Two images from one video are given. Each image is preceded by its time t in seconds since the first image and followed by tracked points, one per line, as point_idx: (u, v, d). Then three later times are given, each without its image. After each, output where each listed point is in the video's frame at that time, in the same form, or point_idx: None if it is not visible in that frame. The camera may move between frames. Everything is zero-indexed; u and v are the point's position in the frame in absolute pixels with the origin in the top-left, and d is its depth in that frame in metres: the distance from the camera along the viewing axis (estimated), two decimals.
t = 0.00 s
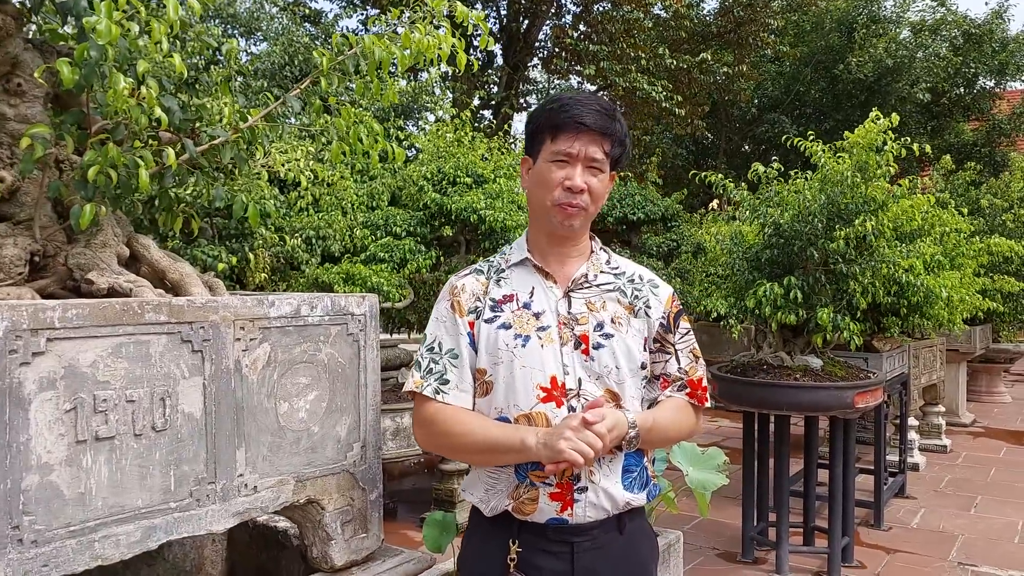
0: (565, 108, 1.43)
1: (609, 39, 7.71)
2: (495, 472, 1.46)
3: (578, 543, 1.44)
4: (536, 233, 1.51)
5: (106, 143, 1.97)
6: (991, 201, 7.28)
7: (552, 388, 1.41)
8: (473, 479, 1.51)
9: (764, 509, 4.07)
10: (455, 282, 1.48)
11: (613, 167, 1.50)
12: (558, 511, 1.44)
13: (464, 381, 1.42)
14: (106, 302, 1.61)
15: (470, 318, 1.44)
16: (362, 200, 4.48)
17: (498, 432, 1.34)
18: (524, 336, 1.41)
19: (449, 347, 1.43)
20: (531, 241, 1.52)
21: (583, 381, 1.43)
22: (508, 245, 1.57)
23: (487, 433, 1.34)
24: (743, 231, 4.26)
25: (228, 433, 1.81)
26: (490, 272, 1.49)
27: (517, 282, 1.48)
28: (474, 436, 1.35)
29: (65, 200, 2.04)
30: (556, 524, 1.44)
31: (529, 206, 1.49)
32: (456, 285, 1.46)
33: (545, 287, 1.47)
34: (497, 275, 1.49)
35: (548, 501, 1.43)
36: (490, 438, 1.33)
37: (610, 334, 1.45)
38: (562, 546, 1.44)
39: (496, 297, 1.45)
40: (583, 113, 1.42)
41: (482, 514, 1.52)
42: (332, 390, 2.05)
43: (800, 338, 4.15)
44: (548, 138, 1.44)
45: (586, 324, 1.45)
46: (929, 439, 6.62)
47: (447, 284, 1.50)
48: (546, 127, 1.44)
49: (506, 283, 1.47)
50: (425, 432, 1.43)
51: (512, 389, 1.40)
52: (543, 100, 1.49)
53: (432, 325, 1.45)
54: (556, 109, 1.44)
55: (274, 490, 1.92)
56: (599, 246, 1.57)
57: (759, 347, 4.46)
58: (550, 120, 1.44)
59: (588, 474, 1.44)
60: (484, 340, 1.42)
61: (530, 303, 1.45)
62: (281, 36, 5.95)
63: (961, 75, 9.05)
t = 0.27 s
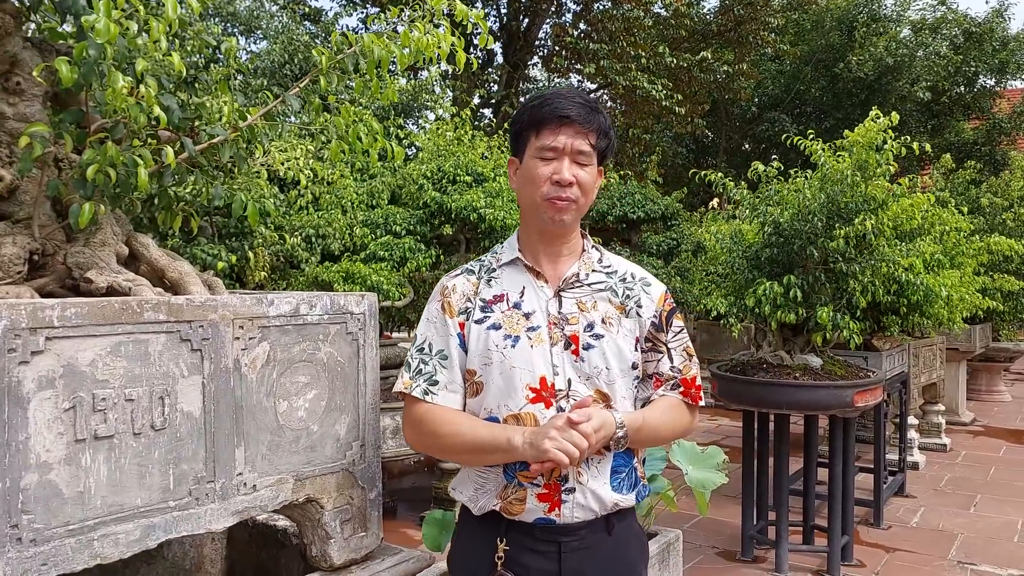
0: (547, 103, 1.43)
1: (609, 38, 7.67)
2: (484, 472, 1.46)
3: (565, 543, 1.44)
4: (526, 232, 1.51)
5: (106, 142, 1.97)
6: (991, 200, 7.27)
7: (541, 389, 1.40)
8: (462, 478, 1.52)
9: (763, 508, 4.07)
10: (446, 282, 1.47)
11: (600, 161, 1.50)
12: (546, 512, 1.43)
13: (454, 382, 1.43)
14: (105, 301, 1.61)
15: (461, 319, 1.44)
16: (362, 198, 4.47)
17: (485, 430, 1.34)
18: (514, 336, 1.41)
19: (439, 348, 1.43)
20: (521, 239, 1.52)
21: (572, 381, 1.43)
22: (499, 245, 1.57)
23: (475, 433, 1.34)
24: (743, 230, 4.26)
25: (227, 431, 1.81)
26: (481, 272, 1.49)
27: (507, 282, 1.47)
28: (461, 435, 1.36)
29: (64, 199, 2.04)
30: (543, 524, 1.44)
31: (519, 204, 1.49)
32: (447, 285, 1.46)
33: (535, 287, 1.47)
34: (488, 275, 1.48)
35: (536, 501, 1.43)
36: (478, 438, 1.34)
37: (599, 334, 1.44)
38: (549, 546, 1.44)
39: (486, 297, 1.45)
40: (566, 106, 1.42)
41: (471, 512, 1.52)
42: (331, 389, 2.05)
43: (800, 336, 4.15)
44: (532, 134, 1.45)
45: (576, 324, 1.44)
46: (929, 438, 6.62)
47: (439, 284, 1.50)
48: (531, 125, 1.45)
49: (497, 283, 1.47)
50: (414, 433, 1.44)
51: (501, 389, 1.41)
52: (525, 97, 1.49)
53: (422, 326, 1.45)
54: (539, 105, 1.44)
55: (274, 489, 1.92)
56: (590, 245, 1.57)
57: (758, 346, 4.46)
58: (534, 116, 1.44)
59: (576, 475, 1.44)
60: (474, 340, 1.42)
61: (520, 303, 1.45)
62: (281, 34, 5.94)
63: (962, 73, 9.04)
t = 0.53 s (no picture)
0: (535, 103, 1.38)
1: (609, 35, 7.64)
2: (462, 470, 1.43)
3: (545, 542, 1.41)
4: (509, 230, 1.50)
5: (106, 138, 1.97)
6: (992, 197, 7.27)
7: (522, 388, 1.38)
8: (442, 475, 1.48)
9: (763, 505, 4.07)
10: (428, 279, 1.47)
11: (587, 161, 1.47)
12: (526, 511, 1.40)
13: (434, 380, 1.41)
14: (105, 297, 1.61)
15: (442, 316, 1.43)
16: (361, 195, 4.46)
17: (464, 430, 1.32)
18: (494, 334, 1.39)
19: (420, 346, 1.42)
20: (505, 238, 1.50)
21: (554, 380, 1.41)
22: (483, 241, 1.55)
23: (454, 432, 1.33)
24: (744, 227, 4.25)
25: (227, 428, 1.81)
26: (463, 269, 1.47)
27: (489, 279, 1.46)
28: (440, 435, 1.34)
29: (64, 195, 2.04)
30: (522, 523, 1.40)
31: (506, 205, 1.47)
32: (429, 282, 1.45)
33: (517, 285, 1.45)
34: (470, 272, 1.47)
35: (515, 500, 1.40)
36: (457, 437, 1.32)
37: (581, 333, 1.42)
38: (530, 545, 1.41)
39: (468, 294, 1.43)
40: (554, 108, 1.38)
41: (449, 511, 1.49)
42: (331, 386, 2.05)
43: (800, 334, 4.15)
44: (519, 136, 1.41)
45: (558, 322, 1.42)
46: (928, 435, 6.62)
47: (422, 281, 1.48)
48: (517, 125, 1.40)
49: (479, 280, 1.45)
50: (393, 433, 1.43)
51: (482, 387, 1.39)
52: (510, 94, 1.44)
53: (404, 323, 1.44)
54: (525, 106, 1.39)
55: (274, 485, 1.92)
56: (575, 242, 1.55)
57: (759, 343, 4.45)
58: (520, 117, 1.40)
59: (556, 474, 1.41)
60: (454, 338, 1.41)
61: (502, 301, 1.43)
62: (280, 31, 5.93)
63: (962, 71, 9.04)
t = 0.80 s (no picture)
0: (523, 107, 1.34)
1: (609, 33, 7.62)
2: (445, 472, 1.41)
3: (532, 540, 1.40)
4: (489, 228, 1.47)
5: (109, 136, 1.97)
6: (992, 195, 7.27)
7: (502, 387, 1.38)
8: (422, 480, 1.46)
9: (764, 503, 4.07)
10: (403, 278, 1.44)
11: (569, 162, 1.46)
12: (512, 510, 1.40)
13: (412, 380, 1.39)
14: (108, 295, 1.61)
15: (419, 316, 1.41)
16: (362, 194, 4.47)
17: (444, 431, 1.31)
18: (474, 334, 1.38)
19: (397, 346, 1.40)
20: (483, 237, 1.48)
21: (534, 379, 1.41)
22: (458, 238, 1.53)
23: (433, 433, 1.32)
24: (744, 226, 4.25)
25: (230, 425, 1.81)
26: (440, 268, 1.45)
27: (467, 278, 1.44)
28: (419, 436, 1.33)
29: (66, 193, 2.04)
30: (509, 522, 1.40)
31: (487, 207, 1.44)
32: (406, 281, 1.43)
33: (495, 284, 1.44)
34: (447, 271, 1.45)
35: (501, 500, 1.39)
36: (437, 437, 1.31)
37: (561, 330, 1.43)
38: (517, 544, 1.41)
39: (446, 294, 1.42)
40: (543, 112, 1.35)
41: (432, 515, 1.47)
42: (334, 383, 2.05)
43: (801, 332, 4.15)
44: (506, 138, 1.37)
45: (537, 320, 1.42)
46: (929, 433, 6.62)
47: (397, 280, 1.46)
48: (504, 127, 1.36)
49: (456, 279, 1.44)
50: (369, 436, 1.41)
51: (461, 387, 1.38)
52: (496, 93, 1.38)
53: (380, 323, 1.42)
54: (513, 109, 1.35)
55: (277, 483, 1.93)
56: (551, 239, 1.55)
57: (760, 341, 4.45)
58: (508, 119, 1.35)
59: (540, 472, 1.41)
60: (432, 338, 1.39)
61: (480, 300, 1.42)
62: (280, 28, 5.92)
63: (962, 69, 9.03)
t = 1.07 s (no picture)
0: (516, 114, 1.32)
1: (609, 33, 7.63)
2: (447, 474, 1.42)
3: (537, 534, 1.42)
4: (473, 229, 1.46)
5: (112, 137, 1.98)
6: (989, 195, 7.29)
7: (501, 385, 1.38)
8: (424, 483, 1.46)
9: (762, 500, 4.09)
10: (389, 282, 1.41)
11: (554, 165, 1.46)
12: (517, 506, 1.40)
13: (408, 385, 1.37)
14: (112, 295, 1.62)
15: (410, 321, 1.39)
16: (364, 194, 4.49)
17: (449, 433, 1.29)
18: (468, 335, 1.38)
19: (389, 353, 1.37)
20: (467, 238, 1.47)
21: (530, 374, 1.42)
22: (439, 238, 1.51)
23: (437, 436, 1.29)
24: (743, 225, 4.27)
25: (232, 424, 1.83)
26: (426, 271, 1.44)
27: (455, 279, 1.44)
28: (422, 441, 1.30)
29: (70, 194, 2.05)
30: (514, 518, 1.41)
31: (475, 210, 1.42)
32: (392, 285, 1.40)
33: (485, 283, 1.44)
34: (433, 274, 1.44)
35: (507, 497, 1.40)
36: (442, 440, 1.29)
37: (552, 324, 1.45)
38: (521, 540, 1.41)
39: (435, 296, 1.41)
40: (537, 120, 1.33)
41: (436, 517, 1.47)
42: (335, 382, 2.06)
43: (799, 330, 4.17)
44: (498, 145, 1.34)
45: (528, 316, 1.44)
46: (926, 431, 6.65)
47: (381, 285, 1.43)
48: (496, 133, 1.34)
49: (444, 281, 1.43)
50: (366, 445, 1.36)
51: (459, 389, 1.37)
52: (485, 95, 1.35)
53: (369, 330, 1.39)
54: (506, 115, 1.33)
55: (279, 481, 1.94)
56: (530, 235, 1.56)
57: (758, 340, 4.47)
58: (501, 126, 1.33)
59: (543, 467, 1.43)
60: (426, 342, 1.38)
61: (470, 300, 1.41)
62: (281, 29, 5.93)
63: (960, 69, 9.04)
